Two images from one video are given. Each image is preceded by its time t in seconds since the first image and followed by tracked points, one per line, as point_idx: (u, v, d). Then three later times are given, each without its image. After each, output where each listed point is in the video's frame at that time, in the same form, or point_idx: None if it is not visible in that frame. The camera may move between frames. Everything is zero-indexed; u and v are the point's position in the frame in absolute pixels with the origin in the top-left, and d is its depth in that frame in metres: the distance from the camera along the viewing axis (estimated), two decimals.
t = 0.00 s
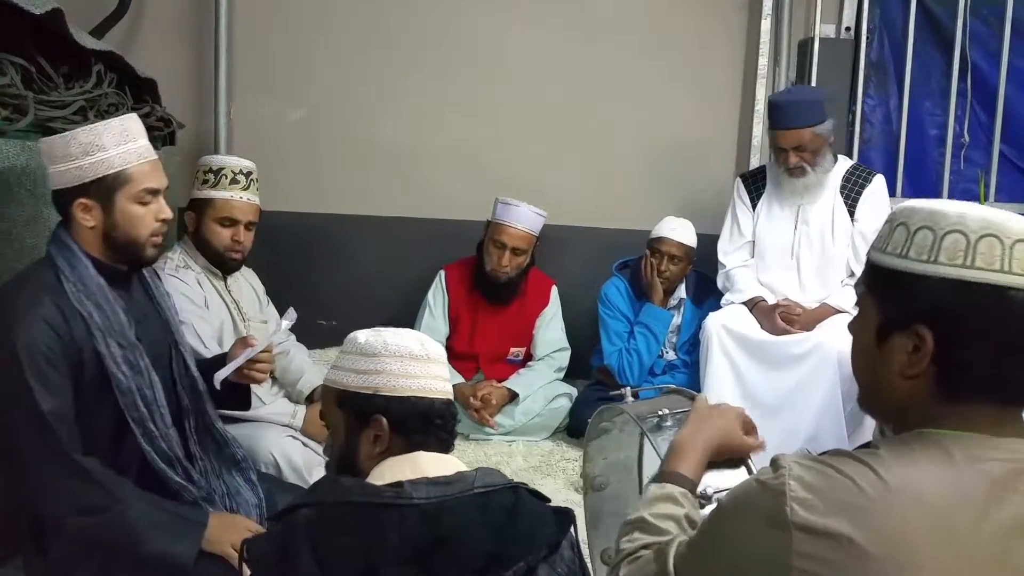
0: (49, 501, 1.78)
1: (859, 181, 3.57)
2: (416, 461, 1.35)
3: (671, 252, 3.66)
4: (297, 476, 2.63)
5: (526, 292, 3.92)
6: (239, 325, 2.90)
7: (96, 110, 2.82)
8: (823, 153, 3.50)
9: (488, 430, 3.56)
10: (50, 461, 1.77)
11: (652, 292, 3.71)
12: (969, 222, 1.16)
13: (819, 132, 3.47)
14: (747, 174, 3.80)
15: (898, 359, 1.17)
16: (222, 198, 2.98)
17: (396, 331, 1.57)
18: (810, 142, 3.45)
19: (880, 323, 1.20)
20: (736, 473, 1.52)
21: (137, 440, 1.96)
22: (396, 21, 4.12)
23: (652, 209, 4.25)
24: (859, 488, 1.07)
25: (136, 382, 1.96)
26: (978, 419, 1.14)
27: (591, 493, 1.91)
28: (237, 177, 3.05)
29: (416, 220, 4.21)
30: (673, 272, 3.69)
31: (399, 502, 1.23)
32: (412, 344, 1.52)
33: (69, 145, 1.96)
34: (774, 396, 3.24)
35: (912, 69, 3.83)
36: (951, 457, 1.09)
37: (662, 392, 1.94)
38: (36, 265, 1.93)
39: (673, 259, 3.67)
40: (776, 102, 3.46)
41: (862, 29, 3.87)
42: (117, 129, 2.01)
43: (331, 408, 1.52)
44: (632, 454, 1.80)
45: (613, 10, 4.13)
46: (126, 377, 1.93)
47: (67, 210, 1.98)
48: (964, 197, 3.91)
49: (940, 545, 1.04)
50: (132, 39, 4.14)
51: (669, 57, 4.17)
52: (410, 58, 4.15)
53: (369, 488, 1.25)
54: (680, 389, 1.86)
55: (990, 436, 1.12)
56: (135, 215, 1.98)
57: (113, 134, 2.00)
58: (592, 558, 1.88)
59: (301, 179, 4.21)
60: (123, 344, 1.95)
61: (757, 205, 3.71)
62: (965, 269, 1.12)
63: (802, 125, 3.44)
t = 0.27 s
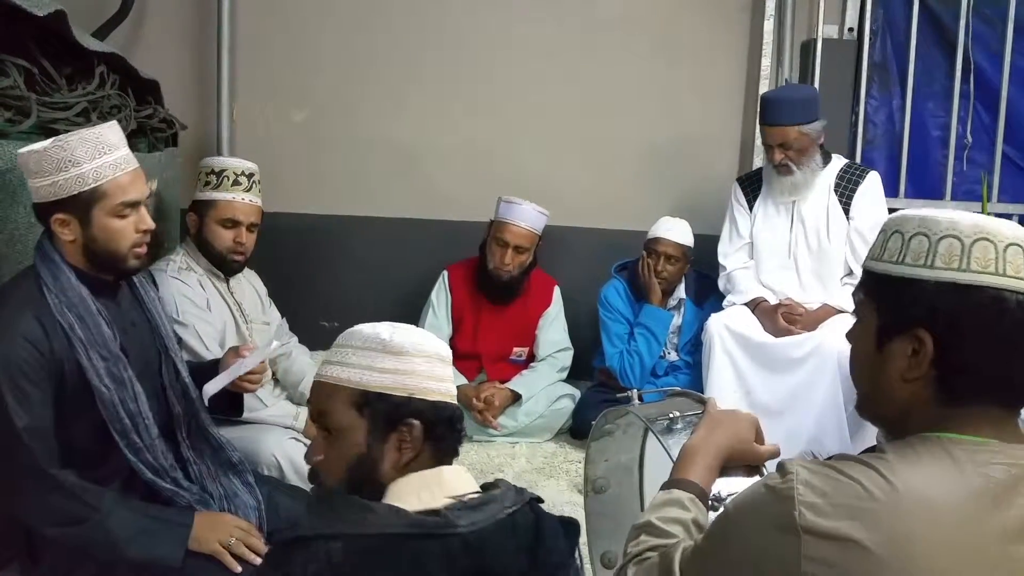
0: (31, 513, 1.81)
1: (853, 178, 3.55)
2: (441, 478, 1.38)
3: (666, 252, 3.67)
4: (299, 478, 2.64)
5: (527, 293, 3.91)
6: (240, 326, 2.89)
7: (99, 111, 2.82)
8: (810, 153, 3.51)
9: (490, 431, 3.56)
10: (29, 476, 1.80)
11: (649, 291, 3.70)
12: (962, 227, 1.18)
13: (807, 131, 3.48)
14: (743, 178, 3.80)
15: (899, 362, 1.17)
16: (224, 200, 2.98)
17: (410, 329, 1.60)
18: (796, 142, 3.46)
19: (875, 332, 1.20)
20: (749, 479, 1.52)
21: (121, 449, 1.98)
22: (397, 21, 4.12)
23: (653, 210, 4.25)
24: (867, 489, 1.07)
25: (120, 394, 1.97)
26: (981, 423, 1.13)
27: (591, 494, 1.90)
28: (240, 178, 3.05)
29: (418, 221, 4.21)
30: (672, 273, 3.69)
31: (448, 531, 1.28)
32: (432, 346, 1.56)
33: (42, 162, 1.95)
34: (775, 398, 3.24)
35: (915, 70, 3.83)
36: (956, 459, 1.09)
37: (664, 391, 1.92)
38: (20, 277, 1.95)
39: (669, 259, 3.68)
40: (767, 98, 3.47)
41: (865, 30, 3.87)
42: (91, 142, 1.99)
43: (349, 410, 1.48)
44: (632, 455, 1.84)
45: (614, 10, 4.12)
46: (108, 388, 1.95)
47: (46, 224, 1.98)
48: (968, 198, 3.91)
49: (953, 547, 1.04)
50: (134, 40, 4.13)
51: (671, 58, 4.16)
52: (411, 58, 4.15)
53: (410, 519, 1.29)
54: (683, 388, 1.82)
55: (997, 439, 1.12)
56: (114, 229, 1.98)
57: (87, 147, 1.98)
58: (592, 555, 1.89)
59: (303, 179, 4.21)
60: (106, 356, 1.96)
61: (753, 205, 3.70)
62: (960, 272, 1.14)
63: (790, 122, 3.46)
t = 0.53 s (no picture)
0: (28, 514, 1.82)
1: (861, 184, 3.56)
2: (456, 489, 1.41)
3: (658, 253, 3.65)
4: (299, 480, 2.63)
5: (527, 294, 3.91)
6: (246, 329, 2.91)
7: (99, 112, 2.81)
8: (826, 159, 3.51)
9: (490, 432, 3.56)
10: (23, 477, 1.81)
11: (643, 292, 3.71)
12: (990, 229, 1.15)
13: (830, 134, 3.50)
14: (748, 178, 3.79)
15: (898, 354, 1.17)
16: (234, 205, 2.98)
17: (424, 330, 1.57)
18: (818, 144, 3.47)
19: (885, 318, 1.19)
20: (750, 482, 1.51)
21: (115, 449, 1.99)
22: (397, 21, 4.12)
23: (654, 211, 4.25)
24: (866, 486, 1.07)
25: (112, 394, 1.98)
26: (977, 421, 1.13)
27: (594, 497, 1.90)
28: (250, 183, 3.07)
29: (418, 222, 4.21)
30: (664, 274, 3.68)
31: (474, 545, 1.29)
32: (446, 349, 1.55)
33: (33, 153, 2.00)
34: (774, 398, 3.25)
35: (915, 72, 3.83)
36: (952, 457, 1.09)
37: (669, 398, 1.93)
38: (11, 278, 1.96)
39: (661, 261, 3.66)
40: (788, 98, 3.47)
41: (865, 32, 3.87)
42: (79, 133, 2.04)
43: (365, 417, 1.45)
44: (634, 458, 1.84)
45: (614, 11, 4.12)
46: (100, 389, 1.95)
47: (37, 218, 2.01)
48: (968, 200, 3.91)
49: (950, 542, 1.04)
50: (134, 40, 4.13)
51: (671, 59, 4.16)
52: (411, 58, 4.15)
53: (442, 536, 1.29)
54: (688, 394, 1.85)
55: (992, 437, 1.12)
56: (103, 222, 2.01)
57: (75, 139, 2.02)
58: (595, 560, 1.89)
59: (303, 180, 4.20)
60: (97, 356, 1.97)
61: (759, 207, 3.70)
62: (978, 275, 1.12)
63: (809, 124, 3.46)
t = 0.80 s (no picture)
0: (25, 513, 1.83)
1: (869, 189, 3.57)
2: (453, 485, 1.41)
3: (653, 254, 3.66)
4: (298, 483, 2.65)
5: (526, 296, 3.90)
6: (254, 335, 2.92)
7: (99, 114, 2.81)
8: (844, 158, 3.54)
9: (490, 434, 3.56)
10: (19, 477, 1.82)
11: (637, 293, 3.69)
12: (972, 232, 1.17)
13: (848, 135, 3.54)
14: (757, 175, 3.77)
15: (888, 359, 1.17)
16: (252, 213, 2.96)
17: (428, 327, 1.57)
18: (840, 145, 3.50)
19: (873, 323, 1.19)
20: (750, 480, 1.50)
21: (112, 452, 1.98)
22: (396, 23, 4.12)
23: (653, 212, 4.25)
24: (852, 492, 1.07)
25: (110, 397, 1.97)
26: (965, 424, 1.13)
27: (590, 499, 1.88)
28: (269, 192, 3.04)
29: (417, 224, 4.22)
30: (657, 274, 3.68)
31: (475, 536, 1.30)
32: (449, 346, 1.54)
33: (48, 153, 1.99)
34: (774, 399, 3.24)
35: (914, 73, 3.83)
36: (942, 460, 1.09)
37: (664, 398, 1.93)
38: (11, 279, 1.96)
39: (655, 261, 3.67)
40: (808, 98, 3.46)
41: (864, 33, 3.87)
42: (96, 137, 2.04)
43: (371, 410, 1.43)
44: (630, 458, 1.84)
45: (613, 12, 4.12)
46: (96, 390, 1.94)
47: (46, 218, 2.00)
48: (967, 200, 3.91)
49: (937, 549, 1.02)
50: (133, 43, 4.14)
51: (670, 60, 4.16)
52: (410, 60, 4.15)
53: (439, 527, 1.28)
54: (683, 395, 1.85)
55: (979, 440, 1.12)
56: (113, 226, 2.01)
57: (91, 142, 2.03)
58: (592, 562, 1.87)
59: (302, 182, 4.20)
60: (95, 358, 1.97)
61: (766, 206, 3.69)
62: (963, 278, 1.13)
63: (836, 124, 3.47)
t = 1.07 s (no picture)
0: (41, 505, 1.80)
1: (865, 188, 3.55)
2: (440, 469, 1.40)
3: (652, 256, 3.65)
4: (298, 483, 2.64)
5: (527, 298, 3.90)
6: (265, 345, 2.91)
7: (99, 113, 2.82)
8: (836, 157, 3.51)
9: (490, 433, 3.56)
10: (35, 467, 1.79)
11: (636, 295, 3.69)
12: (970, 221, 1.16)
13: (836, 135, 3.50)
14: (753, 177, 3.78)
15: (885, 349, 1.17)
16: (273, 222, 2.94)
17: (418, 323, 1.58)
18: (829, 146, 3.47)
19: (870, 313, 1.19)
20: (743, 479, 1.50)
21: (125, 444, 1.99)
22: (396, 23, 4.12)
23: (653, 213, 4.25)
24: (850, 491, 1.07)
25: (125, 389, 1.98)
26: (963, 419, 1.13)
27: (587, 499, 1.89)
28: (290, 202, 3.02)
29: (417, 223, 4.22)
30: (656, 277, 3.67)
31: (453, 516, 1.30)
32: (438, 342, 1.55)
33: (64, 144, 2.00)
34: (774, 399, 3.24)
35: (914, 73, 3.83)
36: (941, 458, 1.09)
37: (660, 397, 1.93)
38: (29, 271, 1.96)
39: (654, 264, 3.66)
40: (796, 100, 3.46)
41: (865, 33, 3.87)
42: (109, 128, 2.05)
43: (354, 397, 1.45)
44: (626, 458, 1.84)
45: (614, 12, 4.12)
46: (115, 383, 1.96)
47: (63, 209, 2.00)
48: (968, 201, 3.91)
49: (935, 546, 1.03)
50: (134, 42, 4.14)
51: (671, 60, 4.16)
52: (411, 60, 4.15)
53: (419, 503, 1.29)
54: (678, 394, 1.86)
55: (975, 439, 1.11)
56: (130, 213, 2.01)
57: (105, 133, 2.04)
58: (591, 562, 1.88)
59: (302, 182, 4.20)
60: (113, 350, 1.98)
61: (765, 207, 3.68)
62: (959, 268, 1.12)
63: (821, 125, 3.45)
